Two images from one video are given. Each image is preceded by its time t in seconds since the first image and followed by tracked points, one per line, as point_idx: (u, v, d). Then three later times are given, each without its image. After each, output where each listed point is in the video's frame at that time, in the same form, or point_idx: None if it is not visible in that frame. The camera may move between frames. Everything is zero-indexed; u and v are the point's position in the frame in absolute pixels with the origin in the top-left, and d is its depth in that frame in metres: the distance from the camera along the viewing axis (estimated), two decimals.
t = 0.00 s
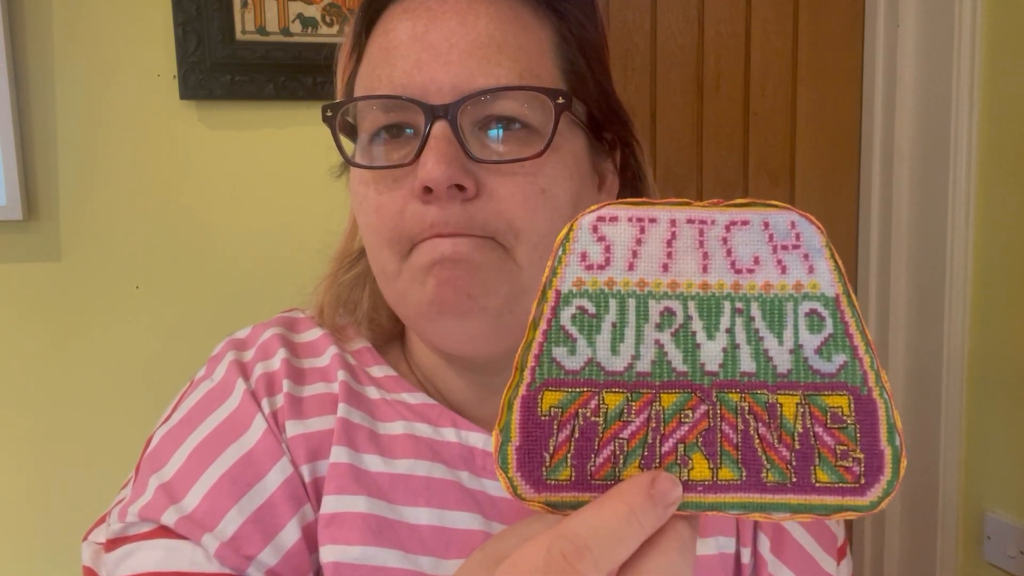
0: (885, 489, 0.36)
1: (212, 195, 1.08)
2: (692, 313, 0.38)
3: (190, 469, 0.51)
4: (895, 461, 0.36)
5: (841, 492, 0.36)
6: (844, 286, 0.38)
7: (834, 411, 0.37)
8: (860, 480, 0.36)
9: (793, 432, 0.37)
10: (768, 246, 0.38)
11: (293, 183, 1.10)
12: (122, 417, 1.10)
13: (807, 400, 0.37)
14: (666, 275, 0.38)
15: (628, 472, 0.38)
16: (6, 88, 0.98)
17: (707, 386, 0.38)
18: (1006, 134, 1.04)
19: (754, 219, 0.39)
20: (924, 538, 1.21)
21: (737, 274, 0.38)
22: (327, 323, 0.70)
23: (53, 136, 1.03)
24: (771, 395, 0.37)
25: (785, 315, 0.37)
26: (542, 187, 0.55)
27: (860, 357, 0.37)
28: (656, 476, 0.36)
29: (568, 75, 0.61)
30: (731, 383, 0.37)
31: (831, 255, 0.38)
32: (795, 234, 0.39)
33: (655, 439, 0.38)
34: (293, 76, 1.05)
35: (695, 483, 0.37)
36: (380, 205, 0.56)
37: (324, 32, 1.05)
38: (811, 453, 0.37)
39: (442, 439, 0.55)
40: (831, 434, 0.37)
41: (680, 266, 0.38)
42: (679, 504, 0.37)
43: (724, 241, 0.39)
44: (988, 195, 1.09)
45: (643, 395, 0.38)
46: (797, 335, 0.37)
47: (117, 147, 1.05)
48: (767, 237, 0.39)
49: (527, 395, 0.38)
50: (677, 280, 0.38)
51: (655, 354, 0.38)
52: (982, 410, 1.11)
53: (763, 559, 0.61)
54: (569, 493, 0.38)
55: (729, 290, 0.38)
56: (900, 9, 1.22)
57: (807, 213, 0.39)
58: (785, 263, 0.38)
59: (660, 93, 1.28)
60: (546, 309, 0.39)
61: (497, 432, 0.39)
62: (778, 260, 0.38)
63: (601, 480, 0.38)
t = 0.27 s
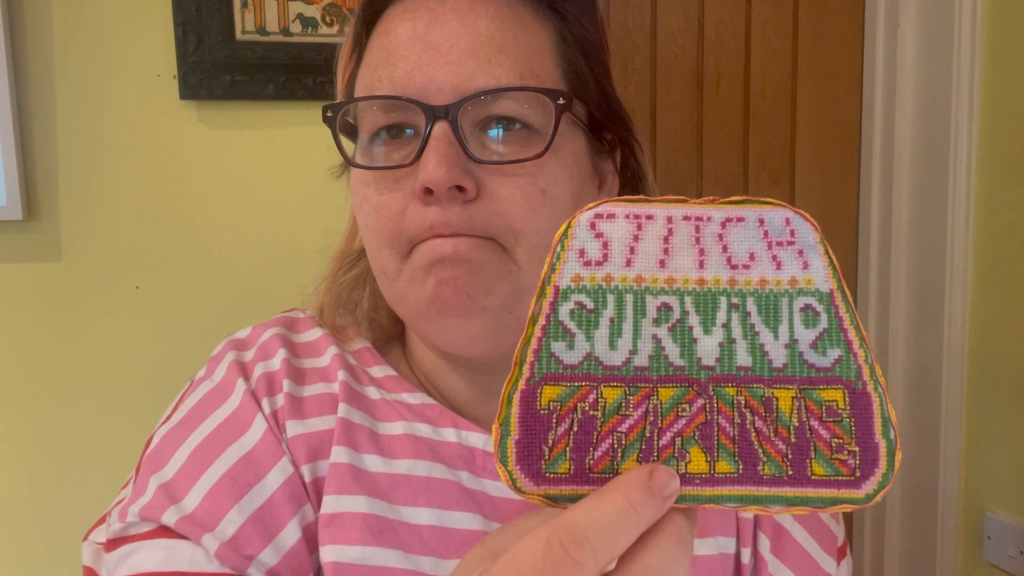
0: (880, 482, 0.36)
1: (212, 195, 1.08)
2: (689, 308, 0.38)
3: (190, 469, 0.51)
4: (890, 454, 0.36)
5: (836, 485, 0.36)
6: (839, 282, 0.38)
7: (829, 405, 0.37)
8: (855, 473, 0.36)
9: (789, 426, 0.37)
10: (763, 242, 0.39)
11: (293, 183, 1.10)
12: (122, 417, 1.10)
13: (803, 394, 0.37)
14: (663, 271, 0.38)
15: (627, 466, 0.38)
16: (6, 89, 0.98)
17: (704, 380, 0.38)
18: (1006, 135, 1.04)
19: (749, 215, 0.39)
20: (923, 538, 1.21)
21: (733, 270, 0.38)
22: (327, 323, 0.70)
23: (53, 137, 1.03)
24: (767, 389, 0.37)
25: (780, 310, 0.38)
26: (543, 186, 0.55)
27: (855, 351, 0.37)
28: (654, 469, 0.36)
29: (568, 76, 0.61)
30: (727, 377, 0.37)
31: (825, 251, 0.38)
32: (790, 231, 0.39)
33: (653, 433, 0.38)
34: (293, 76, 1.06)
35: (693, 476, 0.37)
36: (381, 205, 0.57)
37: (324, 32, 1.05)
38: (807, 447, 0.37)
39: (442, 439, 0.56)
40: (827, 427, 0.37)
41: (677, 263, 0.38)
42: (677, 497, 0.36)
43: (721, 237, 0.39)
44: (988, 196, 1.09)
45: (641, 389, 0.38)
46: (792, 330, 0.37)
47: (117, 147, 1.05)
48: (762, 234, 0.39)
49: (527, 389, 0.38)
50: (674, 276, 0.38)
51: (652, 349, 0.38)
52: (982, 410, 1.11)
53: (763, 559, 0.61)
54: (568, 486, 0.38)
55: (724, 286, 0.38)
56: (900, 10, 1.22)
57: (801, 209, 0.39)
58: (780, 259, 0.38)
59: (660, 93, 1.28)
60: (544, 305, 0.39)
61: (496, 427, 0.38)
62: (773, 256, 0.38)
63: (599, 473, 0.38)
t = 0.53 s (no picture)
0: (903, 499, 0.35)
1: (212, 195, 1.08)
2: (713, 318, 0.39)
3: (192, 464, 0.51)
4: (912, 472, 0.35)
5: (858, 500, 0.35)
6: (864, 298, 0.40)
7: (852, 419, 0.36)
8: (877, 488, 0.35)
9: (810, 437, 0.36)
10: (787, 256, 0.42)
11: (293, 183, 1.10)
12: (121, 417, 1.10)
13: (824, 405, 0.36)
14: (687, 280, 0.40)
15: (645, 474, 0.36)
16: (6, 88, 0.98)
17: (726, 390, 0.37)
18: (1005, 135, 1.05)
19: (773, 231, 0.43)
20: (923, 538, 1.21)
21: (757, 280, 0.40)
22: (329, 319, 0.69)
23: (53, 136, 1.03)
24: (789, 400, 0.36)
25: (803, 322, 0.39)
26: (528, 199, 0.55)
27: (878, 366, 0.37)
28: (673, 477, 0.35)
29: (560, 83, 0.60)
30: (750, 386, 0.37)
31: (850, 266, 0.41)
32: (813, 247, 0.42)
33: (672, 440, 0.36)
34: (293, 77, 1.06)
35: (713, 486, 0.36)
36: (370, 214, 0.57)
37: (323, 32, 1.05)
38: (828, 459, 0.35)
39: (443, 437, 0.55)
40: (848, 441, 0.36)
41: (700, 271, 0.41)
42: (696, 505, 0.35)
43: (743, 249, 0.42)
44: (987, 196, 1.09)
45: (660, 396, 0.37)
46: (816, 343, 0.38)
47: (117, 146, 1.05)
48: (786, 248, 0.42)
49: (546, 392, 0.38)
50: (698, 284, 0.40)
51: (674, 356, 0.38)
52: (981, 410, 1.12)
53: (764, 558, 0.61)
54: (585, 493, 0.37)
55: (749, 296, 0.39)
56: (900, 10, 1.23)
57: (827, 228, 0.44)
58: (804, 272, 0.41)
59: (660, 93, 1.28)
60: (567, 309, 0.41)
61: (514, 427, 0.38)
62: (797, 268, 0.41)
63: (618, 480, 0.37)
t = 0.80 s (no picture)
0: (893, 476, 0.36)
1: (212, 195, 1.08)
2: (711, 304, 0.39)
3: (196, 464, 0.51)
4: (902, 450, 0.36)
5: (850, 478, 0.36)
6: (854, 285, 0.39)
7: (845, 401, 0.37)
8: (870, 467, 0.36)
9: (806, 419, 0.37)
10: (782, 244, 0.40)
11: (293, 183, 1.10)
12: (121, 417, 1.10)
13: (819, 389, 0.37)
14: (686, 268, 0.39)
15: (648, 454, 0.37)
16: (6, 88, 0.98)
17: (725, 373, 0.38)
18: (1005, 136, 1.05)
19: (769, 218, 0.41)
20: (923, 538, 1.21)
21: (753, 268, 0.39)
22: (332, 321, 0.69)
23: (53, 136, 1.03)
24: (785, 382, 0.37)
25: (797, 309, 0.38)
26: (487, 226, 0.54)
27: (869, 350, 0.38)
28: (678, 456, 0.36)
29: (525, 102, 0.58)
30: (747, 369, 0.38)
31: (841, 255, 0.40)
32: (807, 234, 0.41)
33: (674, 423, 0.37)
34: (293, 77, 1.06)
35: (714, 467, 0.37)
36: (345, 240, 0.58)
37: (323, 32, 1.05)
38: (822, 441, 0.36)
39: (445, 437, 0.55)
40: (842, 422, 0.37)
41: (699, 260, 0.39)
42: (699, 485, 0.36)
43: (742, 237, 0.40)
44: (988, 197, 1.09)
45: (662, 379, 0.38)
46: (810, 329, 0.38)
47: (117, 146, 1.05)
48: (781, 236, 0.40)
49: (553, 375, 0.38)
50: (697, 273, 0.39)
51: (676, 341, 0.38)
52: (982, 410, 1.12)
53: (766, 559, 0.61)
54: (592, 472, 0.38)
55: (745, 283, 0.39)
56: (900, 11, 1.23)
57: (818, 216, 0.41)
58: (798, 260, 0.39)
59: (660, 93, 1.28)
60: (573, 296, 0.40)
61: (521, 413, 0.38)
62: (792, 256, 0.40)
63: (623, 460, 0.38)
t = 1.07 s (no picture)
0: (904, 510, 0.37)
1: (212, 195, 1.08)
2: (717, 326, 0.38)
3: (190, 468, 0.51)
4: (916, 481, 0.37)
5: (861, 512, 0.37)
6: (870, 305, 0.38)
7: (857, 429, 0.37)
8: (881, 500, 0.37)
9: (815, 449, 0.37)
10: (794, 261, 0.39)
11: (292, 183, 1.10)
12: (121, 417, 1.10)
13: (830, 417, 0.37)
14: (691, 287, 0.38)
15: (648, 484, 0.38)
16: (6, 88, 0.98)
17: (730, 400, 0.38)
18: (1005, 136, 1.05)
19: (781, 233, 0.39)
20: (923, 538, 1.21)
21: (762, 288, 0.38)
22: (328, 323, 0.69)
23: (52, 137, 1.03)
24: (794, 411, 0.37)
25: (809, 331, 0.37)
26: (492, 222, 0.54)
27: (884, 377, 0.37)
28: (678, 489, 0.37)
29: (525, 98, 0.58)
30: (754, 397, 0.37)
31: (857, 272, 0.38)
32: (822, 250, 0.39)
33: (676, 452, 0.38)
34: (293, 76, 1.06)
35: (716, 498, 0.37)
36: (344, 242, 0.57)
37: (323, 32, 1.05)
38: (832, 472, 0.37)
39: (442, 440, 0.55)
40: (853, 453, 0.37)
41: (705, 278, 0.38)
42: (700, 518, 0.37)
43: (751, 254, 0.39)
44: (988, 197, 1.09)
45: (665, 407, 0.38)
46: (822, 352, 0.37)
47: (117, 147, 1.05)
48: (793, 253, 0.39)
49: (549, 403, 0.38)
50: (703, 291, 0.38)
51: (678, 366, 0.38)
52: (982, 410, 1.12)
53: (764, 560, 0.61)
54: (588, 504, 0.38)
55: (754, 304, 0.38)
56: (900, 9, 1.23)
57: (833, 229, 0.39)
58: (810, 278, 0.38)
59: (660, 92, 1.28)
60: (569, 317, 0.39)
61: (516, 440, 0.39)
62: (804, 275, 0.38)
63: (620, 492, 0.38)
